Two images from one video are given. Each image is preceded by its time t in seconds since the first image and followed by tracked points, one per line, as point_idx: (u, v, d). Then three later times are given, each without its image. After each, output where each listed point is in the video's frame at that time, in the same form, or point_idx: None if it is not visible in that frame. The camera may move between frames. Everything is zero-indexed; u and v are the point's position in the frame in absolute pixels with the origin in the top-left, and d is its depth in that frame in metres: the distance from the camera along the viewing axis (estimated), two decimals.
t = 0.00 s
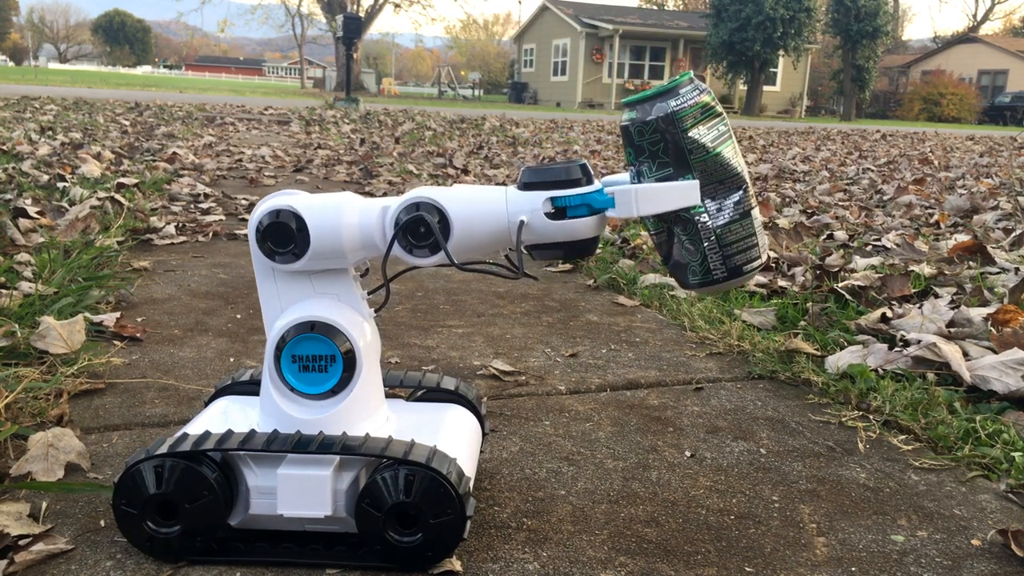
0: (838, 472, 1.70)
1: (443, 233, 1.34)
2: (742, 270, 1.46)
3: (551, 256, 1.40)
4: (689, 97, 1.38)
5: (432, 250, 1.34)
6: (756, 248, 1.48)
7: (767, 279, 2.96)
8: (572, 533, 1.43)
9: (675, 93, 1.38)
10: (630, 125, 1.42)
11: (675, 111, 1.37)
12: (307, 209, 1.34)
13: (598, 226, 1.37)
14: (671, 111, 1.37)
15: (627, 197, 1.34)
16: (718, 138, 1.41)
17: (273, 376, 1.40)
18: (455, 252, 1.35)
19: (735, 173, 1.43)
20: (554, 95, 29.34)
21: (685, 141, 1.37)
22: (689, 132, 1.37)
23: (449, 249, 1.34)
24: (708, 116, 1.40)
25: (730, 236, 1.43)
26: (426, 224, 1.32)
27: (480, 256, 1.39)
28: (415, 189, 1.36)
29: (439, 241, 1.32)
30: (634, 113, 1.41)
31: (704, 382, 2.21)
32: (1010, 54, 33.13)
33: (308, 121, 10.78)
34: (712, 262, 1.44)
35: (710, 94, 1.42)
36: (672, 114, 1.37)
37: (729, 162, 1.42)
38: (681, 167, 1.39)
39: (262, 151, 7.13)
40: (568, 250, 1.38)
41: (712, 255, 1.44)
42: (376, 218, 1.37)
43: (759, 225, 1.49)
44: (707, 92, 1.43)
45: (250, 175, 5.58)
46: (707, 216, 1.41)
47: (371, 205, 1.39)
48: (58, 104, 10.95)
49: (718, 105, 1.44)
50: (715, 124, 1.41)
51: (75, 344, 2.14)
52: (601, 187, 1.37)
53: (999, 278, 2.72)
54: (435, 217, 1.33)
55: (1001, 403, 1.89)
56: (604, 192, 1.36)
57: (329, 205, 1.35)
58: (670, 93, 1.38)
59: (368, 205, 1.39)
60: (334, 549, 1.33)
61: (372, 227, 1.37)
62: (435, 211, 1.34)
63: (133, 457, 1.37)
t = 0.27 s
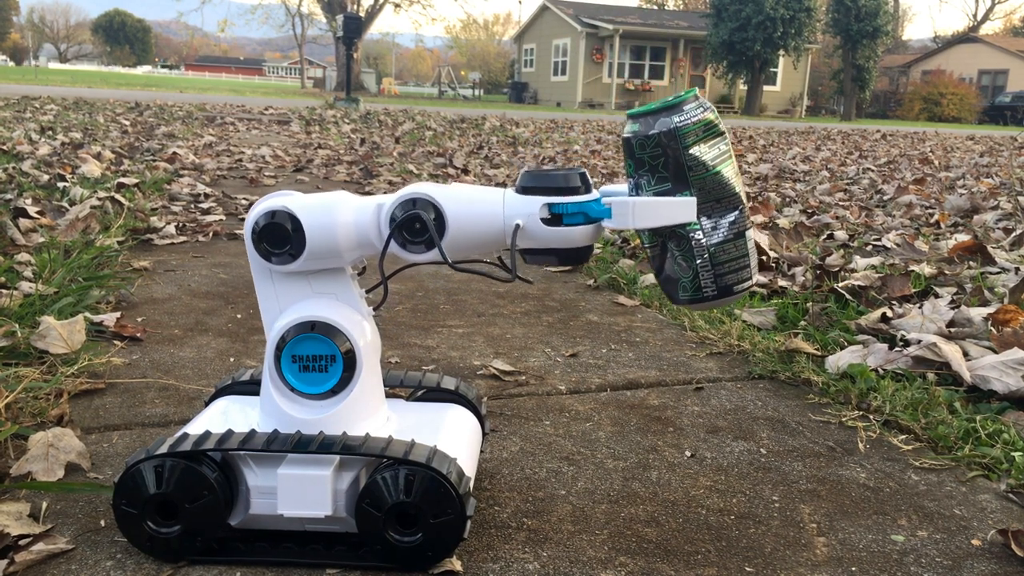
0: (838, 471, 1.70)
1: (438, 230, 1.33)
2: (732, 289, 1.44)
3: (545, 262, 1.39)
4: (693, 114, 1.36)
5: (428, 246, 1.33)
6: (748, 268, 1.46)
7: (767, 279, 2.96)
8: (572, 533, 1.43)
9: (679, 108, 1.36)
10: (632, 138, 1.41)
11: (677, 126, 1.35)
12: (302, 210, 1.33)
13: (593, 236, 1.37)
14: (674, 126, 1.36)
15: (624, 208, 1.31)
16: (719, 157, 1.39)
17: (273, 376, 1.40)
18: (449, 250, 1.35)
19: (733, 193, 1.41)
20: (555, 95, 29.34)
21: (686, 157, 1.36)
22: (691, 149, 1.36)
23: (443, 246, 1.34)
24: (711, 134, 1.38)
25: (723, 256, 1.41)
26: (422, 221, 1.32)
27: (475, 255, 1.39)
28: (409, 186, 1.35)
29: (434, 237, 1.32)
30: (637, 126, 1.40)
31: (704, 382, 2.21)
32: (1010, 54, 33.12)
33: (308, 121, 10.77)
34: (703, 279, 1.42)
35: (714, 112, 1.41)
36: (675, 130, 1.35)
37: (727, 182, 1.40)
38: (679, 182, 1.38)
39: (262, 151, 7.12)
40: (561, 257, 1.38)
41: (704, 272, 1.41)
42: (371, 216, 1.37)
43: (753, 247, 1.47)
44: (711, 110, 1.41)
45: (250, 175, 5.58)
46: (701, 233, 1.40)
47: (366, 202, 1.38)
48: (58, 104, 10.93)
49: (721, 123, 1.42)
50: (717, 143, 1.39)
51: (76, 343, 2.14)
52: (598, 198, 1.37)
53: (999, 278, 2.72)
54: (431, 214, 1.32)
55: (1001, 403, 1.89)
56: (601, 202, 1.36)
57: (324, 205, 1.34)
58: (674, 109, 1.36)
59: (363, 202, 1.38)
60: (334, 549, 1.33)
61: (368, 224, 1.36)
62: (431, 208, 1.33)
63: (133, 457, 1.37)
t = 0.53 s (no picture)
0: (837, 471, 1.70)
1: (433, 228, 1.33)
2: (719, 312, 1.44)
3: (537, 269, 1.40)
4: (696, 135, 1.35)
5: (423, 242, 1.33)
6: (738, 292, 1.46)
7: (767, 278, 2.96)
8: (572, 533, 1.43)
9: (683, 128, 1.35)
10: (633, 153, 1.39)
11: (680, 146, 1.34)
12: (296, 209, 1.33)
13: (587, 247, 1.38)
14: (676, 146, 1.34)
15: (620, 224, 1.32)
16: (719, 180, 1.39)
17: (273, 376, 1.40)
18: (442, 248, 1.35)
19: (728, 216, 1.41)
20: (555, 95, 29.32)
21: (685, 178, 1.35)
22: (691, 170, 1.34)
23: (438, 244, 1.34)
24: (712, 157, 1.37)
25: (714, 277, 1.41)
26: (417, 217, 1.32)
27: (469, 255, 1.39)
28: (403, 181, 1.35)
29: (428, 235, 1.31)
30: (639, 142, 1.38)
31: (704, 382, 2.21)
32: (1010, 54, 33.11)
33: (308, 121, 10.77)
34: (692, 299, 1.42)
35: (717, 134, 1.40)
36: (677, 149, 1.34)
37: (723, 205, 1.40)
38: (677, 202, 1.36)
39: (262, 151, 7.11)
40: (554, 265, 1.39)
41: (693, 292, 1.41)
42: (366, 214, 1.36)
43: (743, 271, 1.47)
44: (715, 131, 1.40)
45: (250, 175, 5.58)
46: (694, 254, 1.39)
47: (360, 200, 1.38)
48: (58, 104, 10.92)
49: (723, 145, 1.41)
50: (718, 166, 1.38)
51: (75, 343, 2.14)
52: (596, 208, 1.37)
53: (999, 278, 2.72)
54: (427, 211, 1.32)
55: (1001, 403, 1.89)
56: (598, 213, 1.36)
57: (318, 204, 1.34)
58: (678, 128, 1.35)
59: (357, 200, 1.38)
60: (334, 549, 1.33)
61: (363, 222, 1.36)
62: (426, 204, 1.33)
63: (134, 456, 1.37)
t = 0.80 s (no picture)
0: (838, 471, 1.70)
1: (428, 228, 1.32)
2: (701, 343, 1.43)
3: (526, 280, 1.39)
4: (699, 169, 1.35)
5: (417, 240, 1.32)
6: (722, 326, 1.45)
7: (767, 278, 2.96)
8: (572, 533, 1.43)
9: (687, 160, 1.35)
10: (635, 178, 1.39)
11: (681, 177, 1.34)
12: (291, 210, 1.33)
13: (578, 265, 1.37)
14: (678, 176, 1.34)
15: (614, 245, 1.32)
16: (716, 216, 1.38)
17: (273, 376, 1.40)
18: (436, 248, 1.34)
19: (720, 252, 1.40)
20: (555, 95, 29.31)
21: (683, 210, 1.35)
22: (690, 202, 1.35)
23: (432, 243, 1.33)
24: (712, 192, 1.37)
25: (699, 309, 1.41)
26: (413, 215, 1.31)
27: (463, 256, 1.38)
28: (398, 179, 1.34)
29: (423, 234, 1.31)
30: (642, 168, 1.38)
31: (704, 381, 2.21)
32: (1011, 53, 33.10)
33: (308, 121, 10.75)
34: (674, 329, 1.41)
35: (720, 171, 1.40)
36: (678, 180, 1.34)
37: (717, 240, 1.39)
38: (671, 231, 1.36)
39: (262, 150, 7.10)
40: (543, 278, 1.37)
41: (676, 321, 1.41)
42: (361, 212, 1.36)
43: (731, 307, 1.46)
44: (718, 167, 1.40)
45: (251, 175, 5.57)
46: (681, 284, 1.39)
47: (355, 198, 1.38)
48: (58, 104, 10.91)
49: (724, 181, 1.41)
50: (717, 202, 1.38)
51: (75, 344, 2.14)
52: (591, 227, 1.36)
53: (999, 278, 2.71)
54: (424, 209, 1.31)
55: (1001, 403, 1.88)
56: (593, 232, 1.35)
57: (313, 204, 1.34)
58: (682, 159, 1.35)
59: (352, 199, 1.38)
60: (334, 549, 1.33)
61: (358, 220, 1.36)
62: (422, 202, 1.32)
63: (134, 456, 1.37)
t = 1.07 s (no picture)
0: (838, 471, 1.69)
1: (422, 225, 1.33)
2: (691, 350, 1.41)
3: (520, 281, 1.39)
4: (694, 176, 1.34)
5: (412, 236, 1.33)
6: (712, 333, 1.43)
7: (767, 278, 2.96)
8: (572, 533, 1.43)
9: (682, 167, 1.34)
10: (629, 183, 1.37)
11: (677, 184, 1.33)
12: (285, 210, 1.33)
13: (571, 267, 1.37)
14: (673, 183, 1.33)
15: (606, 249, 1.31)
16: (710, 223, 1.37)
17: (273, 376, 1.40)
18: (429, 245, 1.35)
19: (713, 259, 1.38)
20: (555, 95, 29.28)
21: (677, 216, 1.34)
22: (684, 209, 1.34)
23: (427, 239, 1.34)
24: (706, 200, 1.36)
25: (689, 316, 1.39)
26: (407, 211, 1.31)
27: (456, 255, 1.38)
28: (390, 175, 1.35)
29: (417, 230, 1.31)
30: (638, 173, 1.36)
31: (704, 381, 2.21)
32: (1010, 53, 33.09)
33: (308, 121, 10.74)
34: (663, 335, 1.39)
35: (715, 180, 1.39)
36: (674, 186, 1.33)
37: (710, 247, 1.38)
38: (665, 237, 1.35)
39: (262, 150, 7.10)
40: (537, 279, 1.38)
41: (666, 328, 1.39)
42: (355, 210, 1.37)
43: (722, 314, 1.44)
44: (712, 176, 1.39)
45: (251, 175, 5.57)
46: (673, 290, 1.37)
47: (348, 197, 1.38)
48: (58, 104, 10.89)
49: (718, 190, 1.40)
50: (710, 210, 1.37)
51: (76, 344, 2.14)
52: (585, 229, 1.36)
53: (999, 278, 2.71)
54: (418, 206, 1.32)
55: (1001, 403, 1.88)
56: (586, 235, 1.35)
57: (307, 204, 1.34)
58: (678, 166, 1.34)
59: (346, 197, 1.38)
60: (334, 549, 1.33)
61: (353, 218, 1.36)
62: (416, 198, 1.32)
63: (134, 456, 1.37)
